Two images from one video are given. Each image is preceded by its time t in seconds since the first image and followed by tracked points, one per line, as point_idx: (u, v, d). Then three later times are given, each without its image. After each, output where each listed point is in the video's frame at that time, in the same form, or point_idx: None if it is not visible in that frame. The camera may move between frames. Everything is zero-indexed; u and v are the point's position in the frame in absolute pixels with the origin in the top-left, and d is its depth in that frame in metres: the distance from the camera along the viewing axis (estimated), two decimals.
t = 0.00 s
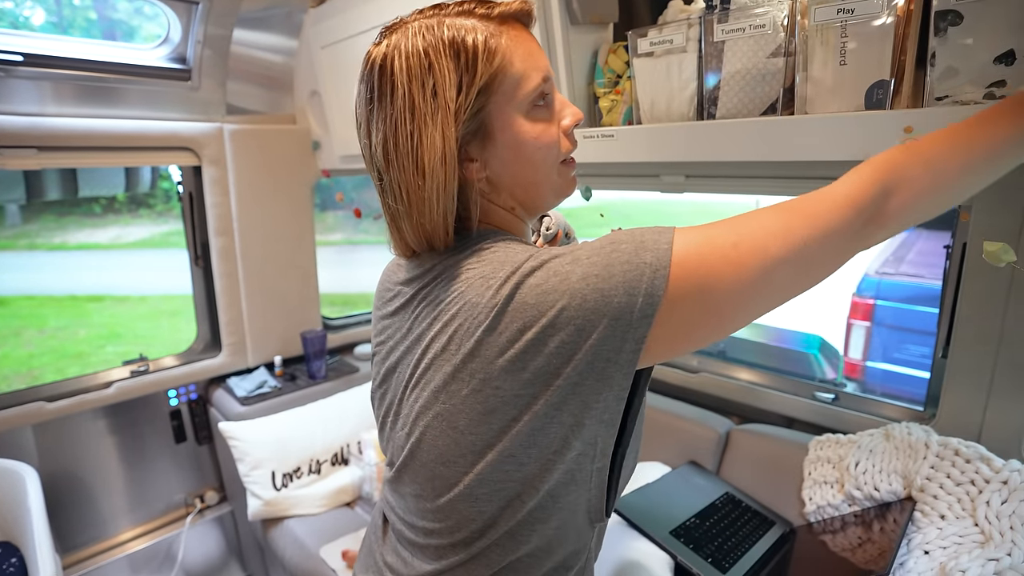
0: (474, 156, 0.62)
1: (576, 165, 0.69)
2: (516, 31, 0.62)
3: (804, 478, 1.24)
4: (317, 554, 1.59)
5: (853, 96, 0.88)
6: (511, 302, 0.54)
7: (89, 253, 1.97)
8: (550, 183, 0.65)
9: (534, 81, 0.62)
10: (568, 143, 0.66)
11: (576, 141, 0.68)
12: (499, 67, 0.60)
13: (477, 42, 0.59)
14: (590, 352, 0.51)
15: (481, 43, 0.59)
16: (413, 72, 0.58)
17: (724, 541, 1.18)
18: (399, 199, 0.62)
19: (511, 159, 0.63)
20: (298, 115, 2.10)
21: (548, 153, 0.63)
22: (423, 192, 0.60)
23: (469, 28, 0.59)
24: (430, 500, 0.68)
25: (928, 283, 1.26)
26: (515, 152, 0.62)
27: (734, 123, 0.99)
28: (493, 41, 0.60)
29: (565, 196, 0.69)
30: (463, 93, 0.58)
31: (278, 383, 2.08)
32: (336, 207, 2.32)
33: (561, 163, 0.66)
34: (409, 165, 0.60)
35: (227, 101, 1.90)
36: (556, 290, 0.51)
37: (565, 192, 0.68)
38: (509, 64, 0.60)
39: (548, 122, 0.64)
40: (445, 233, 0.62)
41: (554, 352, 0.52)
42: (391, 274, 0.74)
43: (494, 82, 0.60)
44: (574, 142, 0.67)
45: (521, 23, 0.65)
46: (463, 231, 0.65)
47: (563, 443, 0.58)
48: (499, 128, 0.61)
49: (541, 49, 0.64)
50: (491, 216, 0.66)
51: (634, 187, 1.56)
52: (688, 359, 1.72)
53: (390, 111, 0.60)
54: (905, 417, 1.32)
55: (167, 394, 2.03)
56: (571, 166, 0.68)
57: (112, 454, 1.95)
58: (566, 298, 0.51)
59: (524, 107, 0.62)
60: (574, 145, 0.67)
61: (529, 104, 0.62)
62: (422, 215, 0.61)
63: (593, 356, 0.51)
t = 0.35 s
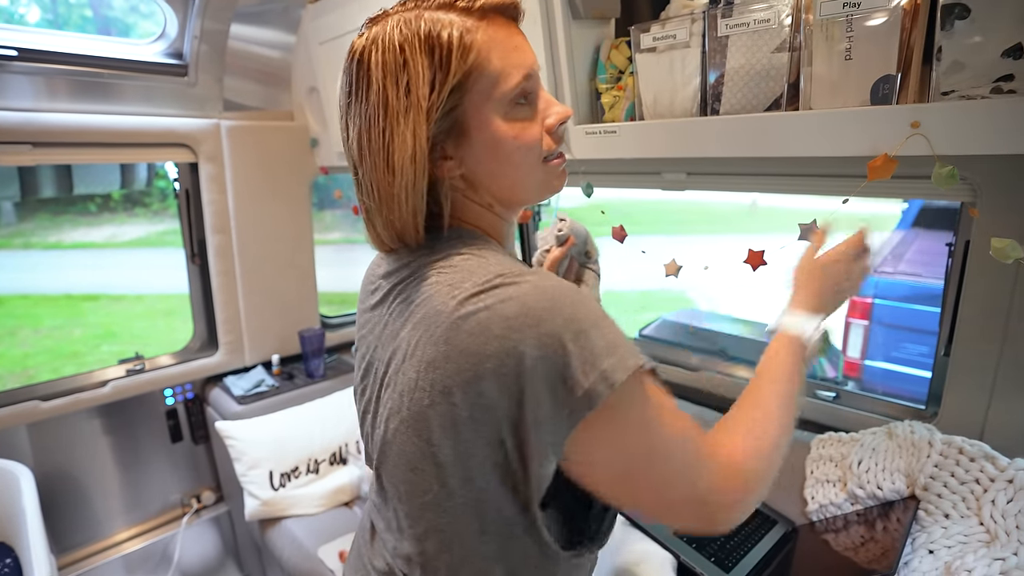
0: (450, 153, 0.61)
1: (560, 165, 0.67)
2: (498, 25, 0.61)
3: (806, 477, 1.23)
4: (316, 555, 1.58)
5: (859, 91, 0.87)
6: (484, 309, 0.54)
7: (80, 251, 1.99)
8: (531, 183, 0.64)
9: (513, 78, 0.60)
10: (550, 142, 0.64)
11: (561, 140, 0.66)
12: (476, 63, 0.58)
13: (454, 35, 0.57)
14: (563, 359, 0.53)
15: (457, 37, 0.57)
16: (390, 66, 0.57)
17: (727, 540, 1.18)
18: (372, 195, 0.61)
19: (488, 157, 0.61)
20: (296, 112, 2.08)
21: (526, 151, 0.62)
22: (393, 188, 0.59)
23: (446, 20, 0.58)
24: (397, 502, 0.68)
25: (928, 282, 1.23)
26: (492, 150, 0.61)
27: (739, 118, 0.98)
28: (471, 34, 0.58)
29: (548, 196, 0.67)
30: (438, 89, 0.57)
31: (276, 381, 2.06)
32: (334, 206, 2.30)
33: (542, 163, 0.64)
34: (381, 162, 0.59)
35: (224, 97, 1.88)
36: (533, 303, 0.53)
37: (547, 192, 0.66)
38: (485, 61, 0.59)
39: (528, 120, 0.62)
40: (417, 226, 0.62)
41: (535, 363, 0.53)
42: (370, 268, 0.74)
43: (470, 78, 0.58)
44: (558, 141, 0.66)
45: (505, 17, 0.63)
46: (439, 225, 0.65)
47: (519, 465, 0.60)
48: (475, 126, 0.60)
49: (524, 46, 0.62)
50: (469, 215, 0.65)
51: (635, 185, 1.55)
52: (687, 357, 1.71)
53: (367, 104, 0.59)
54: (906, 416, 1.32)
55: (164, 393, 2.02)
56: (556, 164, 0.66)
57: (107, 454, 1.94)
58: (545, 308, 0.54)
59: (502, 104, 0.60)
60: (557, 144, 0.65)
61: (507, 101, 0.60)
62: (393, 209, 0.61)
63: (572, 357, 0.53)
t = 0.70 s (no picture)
0: (383, 167, 0.69)
1: (498, 189, 0.68)
2: (431, 41, 0.63)
3: (811, 474, 1.22)
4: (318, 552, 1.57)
5: (870, 83, 0.86)
6: (356, 326, 0.62)
7: (81, 248, 1.91)
8: (461, 206, 0.67)
9: (433, 102, 0.63)
10: (483, 168, 0.66)
11: (504, 165, 0.67)
12: (398, 87, 0.63)
13: (375, 58, 0.61)
14: (389, 393, 0.58)
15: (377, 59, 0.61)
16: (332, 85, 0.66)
17: (732, 537, 1.17)
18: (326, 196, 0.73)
19: (412, 178, 0.67)
20: (298, 107, 2.07)
21: (449, 175, 0.65)
22: (332, 196, 0.70)
23: (374, 39, 0.62)
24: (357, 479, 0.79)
25: (933, 279, 1.24)
26: (415, 171, 0.66)
27: (747, 112, 0.97)
28: (395, 57, 0.62)
29: (489, 220, 0.70)
30: (357, 112, 0.64)
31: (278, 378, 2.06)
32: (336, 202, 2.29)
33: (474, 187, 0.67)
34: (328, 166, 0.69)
35: (225, 91, 1.87)
36: (390, 323, 0.60)
37: (484, 217, 0.69)
38: (408, 83, 0.63)
39: (452, 145, 0.65)
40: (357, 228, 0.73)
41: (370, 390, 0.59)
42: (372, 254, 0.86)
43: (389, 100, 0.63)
44: (499, 167, 0.67)
45: (451, 28, 0.64)
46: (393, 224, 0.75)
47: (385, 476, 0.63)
48: (399, 148, 0.66)
49: (461, 65, 0.64)
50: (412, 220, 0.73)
51: (640, 180, 1.54)
52: (693, 354, 1.70)
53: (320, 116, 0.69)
54: (912, 413, 1.30)
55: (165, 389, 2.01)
56: (493, 188, 0.68)
57: (109, 451, 1.93)
58: (400, 337, 0.59)
59: (422, 129, 0.64)
60: (495, 168, 0.67)
61: (427, 126, 0.64)
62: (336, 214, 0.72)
63: (401, 391, 0.58)
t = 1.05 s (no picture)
0: (354, 163, 0.68)
1: (468, 189, 0.69)
2: (400, 39, 0.62)
3: (822, 469, 1.21)
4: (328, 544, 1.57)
5: (891, 72, 0.85)
6: (304, 315, 0.62)
7: (92, 241, 1.93)
8: (427, 205, 0.68)
9: (400, 101, 0.63)
10: (451, 169, 0.66)
11: (471, 166, 0.67)
12: (366, 84, 0.62)
13: (342, 54, 0.60)
14: (311, 381, 0.59)
15: (345, 57, 0.60)
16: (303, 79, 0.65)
17: (743, 533, 1.16)
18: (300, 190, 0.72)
19: (381, 176, 0.67)
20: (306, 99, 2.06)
21: (416, 175, 0.65)
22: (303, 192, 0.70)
23: (342, 35, 0.61)
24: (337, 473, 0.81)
25: (947, 274, 1.22)
26: (383, 169, 0.66)
27: (764, 103, 0.95)
28: (363, 55, 0.61)
29: (457, 219, 0.70)
30: (325, 109, 0.63)
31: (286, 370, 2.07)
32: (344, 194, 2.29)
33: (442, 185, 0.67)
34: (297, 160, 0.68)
35: (234, 83, 1.86)
36: (320, 314, 0.60)
37: (452, 216, 0.69)
38: (375, 80, 0.62)
39: (419, 145, 0.65)
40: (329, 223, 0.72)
41: (302, 377, 0.60)
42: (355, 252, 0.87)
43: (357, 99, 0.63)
44: (467, 168, 0.67)
45: (422, 26, 0.63)
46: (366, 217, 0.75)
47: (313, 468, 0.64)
48: (368, 146, 0.65)
49: (430, 63, 0.63)
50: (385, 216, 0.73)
51: (650, 173, 1.52)
52: (701, 348, 1.69)
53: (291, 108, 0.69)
54: (925, 409, 1.29)
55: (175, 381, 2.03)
56: (462, 189, 0.68)
57: (119, 442, 1.94)
58: (332, 325, 0.59)
59: (389, 128, 0.64)
60: (466, 169, 0.67)
61: (393, 125, 0.64)
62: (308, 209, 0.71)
63: (324, 380, 0.58)
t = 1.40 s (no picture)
0: (344, 166, 0.68)
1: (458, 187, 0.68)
2: (384, 36, 0.62)
3: (832, 467, 1.20)
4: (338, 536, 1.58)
5: (908, 68, 0.84)
6: (299, 323, 0.63)
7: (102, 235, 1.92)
8: (418, 205, 0.67)
9: (387, 98, 0.63)
10: (442, 166, 0.66)
11: (461, 163, 0.67)
12: (353, 83, 0.63)
13: (329, 53, 0.61)
14: (307, 390, 0.59)
15: (333, 54, 0.61)
16: (292, 83, 0.65)
17: (751, 530, 1.16)
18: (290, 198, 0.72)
19: (371, 176, 0.66)
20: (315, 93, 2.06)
21: (405, 173, 0.65)
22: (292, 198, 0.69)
23: (329, 34, 0.62)
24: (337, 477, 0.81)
25: (959, 271, 1.21)
26: (372, 169, 0.66)
27: (779, 98, 0.95)
28: (350, 52, 0.61)
29: (446, 219, 0.69)
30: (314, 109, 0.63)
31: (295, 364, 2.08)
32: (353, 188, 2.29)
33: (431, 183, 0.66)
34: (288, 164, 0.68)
35: (244, 78, 1.87)
36: (315, 321, 0.60)
37: (443, 215, 0.68)
38: (362, 77, 0.62)
39: (409, 142, 0.64)
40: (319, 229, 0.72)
41: (299, 386, 0.60)
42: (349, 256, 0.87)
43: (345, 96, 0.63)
44: (457, 165, 0.66)
45: (407, 23, 0.64)
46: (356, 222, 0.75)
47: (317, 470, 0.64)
48: (358, 146, 0.65)
49: (417, 59, 0.63)
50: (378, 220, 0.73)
51: (661, 168, 1.52)
52: (710, 345, 1.68)
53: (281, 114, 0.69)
54: (936, 408, 1.27)
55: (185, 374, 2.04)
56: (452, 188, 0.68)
57: (130, 434, 1.96)
58: (326, 333, 0.59)
59: (378, 125, 0.64)
60: (455, 167, 0.66)
61: (382, 123, 0.64)
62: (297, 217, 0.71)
63: (321, 389, 0.59)
